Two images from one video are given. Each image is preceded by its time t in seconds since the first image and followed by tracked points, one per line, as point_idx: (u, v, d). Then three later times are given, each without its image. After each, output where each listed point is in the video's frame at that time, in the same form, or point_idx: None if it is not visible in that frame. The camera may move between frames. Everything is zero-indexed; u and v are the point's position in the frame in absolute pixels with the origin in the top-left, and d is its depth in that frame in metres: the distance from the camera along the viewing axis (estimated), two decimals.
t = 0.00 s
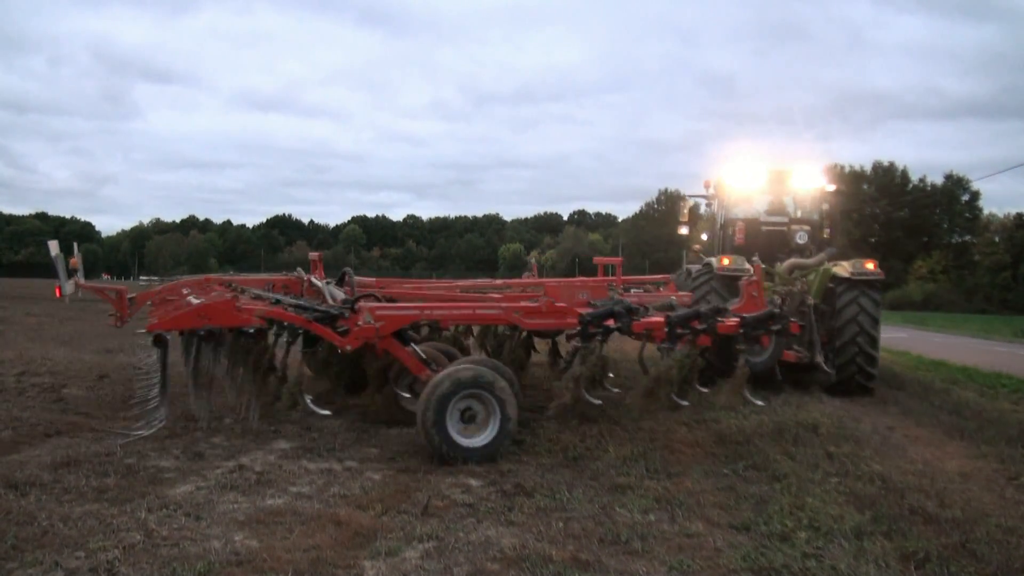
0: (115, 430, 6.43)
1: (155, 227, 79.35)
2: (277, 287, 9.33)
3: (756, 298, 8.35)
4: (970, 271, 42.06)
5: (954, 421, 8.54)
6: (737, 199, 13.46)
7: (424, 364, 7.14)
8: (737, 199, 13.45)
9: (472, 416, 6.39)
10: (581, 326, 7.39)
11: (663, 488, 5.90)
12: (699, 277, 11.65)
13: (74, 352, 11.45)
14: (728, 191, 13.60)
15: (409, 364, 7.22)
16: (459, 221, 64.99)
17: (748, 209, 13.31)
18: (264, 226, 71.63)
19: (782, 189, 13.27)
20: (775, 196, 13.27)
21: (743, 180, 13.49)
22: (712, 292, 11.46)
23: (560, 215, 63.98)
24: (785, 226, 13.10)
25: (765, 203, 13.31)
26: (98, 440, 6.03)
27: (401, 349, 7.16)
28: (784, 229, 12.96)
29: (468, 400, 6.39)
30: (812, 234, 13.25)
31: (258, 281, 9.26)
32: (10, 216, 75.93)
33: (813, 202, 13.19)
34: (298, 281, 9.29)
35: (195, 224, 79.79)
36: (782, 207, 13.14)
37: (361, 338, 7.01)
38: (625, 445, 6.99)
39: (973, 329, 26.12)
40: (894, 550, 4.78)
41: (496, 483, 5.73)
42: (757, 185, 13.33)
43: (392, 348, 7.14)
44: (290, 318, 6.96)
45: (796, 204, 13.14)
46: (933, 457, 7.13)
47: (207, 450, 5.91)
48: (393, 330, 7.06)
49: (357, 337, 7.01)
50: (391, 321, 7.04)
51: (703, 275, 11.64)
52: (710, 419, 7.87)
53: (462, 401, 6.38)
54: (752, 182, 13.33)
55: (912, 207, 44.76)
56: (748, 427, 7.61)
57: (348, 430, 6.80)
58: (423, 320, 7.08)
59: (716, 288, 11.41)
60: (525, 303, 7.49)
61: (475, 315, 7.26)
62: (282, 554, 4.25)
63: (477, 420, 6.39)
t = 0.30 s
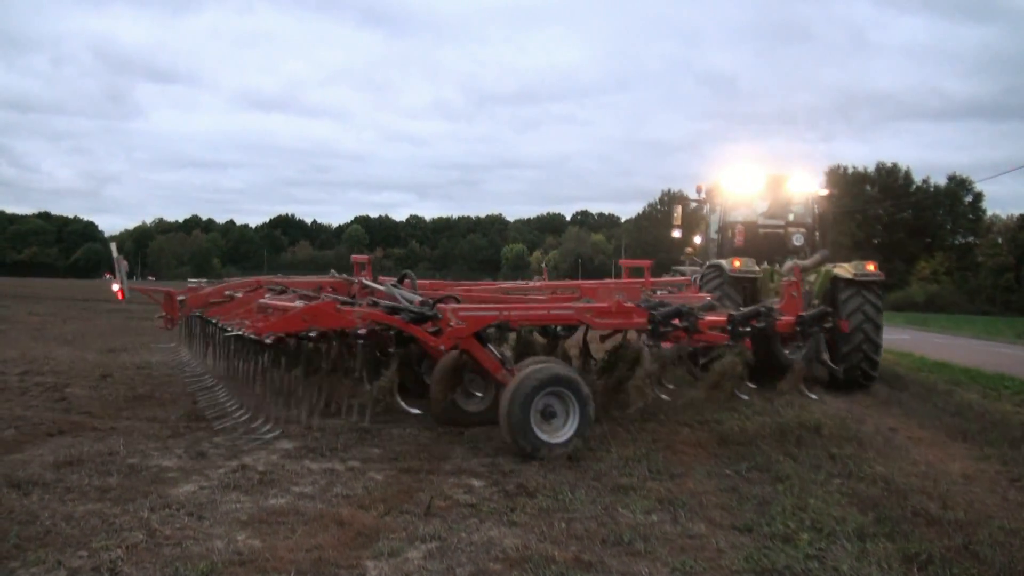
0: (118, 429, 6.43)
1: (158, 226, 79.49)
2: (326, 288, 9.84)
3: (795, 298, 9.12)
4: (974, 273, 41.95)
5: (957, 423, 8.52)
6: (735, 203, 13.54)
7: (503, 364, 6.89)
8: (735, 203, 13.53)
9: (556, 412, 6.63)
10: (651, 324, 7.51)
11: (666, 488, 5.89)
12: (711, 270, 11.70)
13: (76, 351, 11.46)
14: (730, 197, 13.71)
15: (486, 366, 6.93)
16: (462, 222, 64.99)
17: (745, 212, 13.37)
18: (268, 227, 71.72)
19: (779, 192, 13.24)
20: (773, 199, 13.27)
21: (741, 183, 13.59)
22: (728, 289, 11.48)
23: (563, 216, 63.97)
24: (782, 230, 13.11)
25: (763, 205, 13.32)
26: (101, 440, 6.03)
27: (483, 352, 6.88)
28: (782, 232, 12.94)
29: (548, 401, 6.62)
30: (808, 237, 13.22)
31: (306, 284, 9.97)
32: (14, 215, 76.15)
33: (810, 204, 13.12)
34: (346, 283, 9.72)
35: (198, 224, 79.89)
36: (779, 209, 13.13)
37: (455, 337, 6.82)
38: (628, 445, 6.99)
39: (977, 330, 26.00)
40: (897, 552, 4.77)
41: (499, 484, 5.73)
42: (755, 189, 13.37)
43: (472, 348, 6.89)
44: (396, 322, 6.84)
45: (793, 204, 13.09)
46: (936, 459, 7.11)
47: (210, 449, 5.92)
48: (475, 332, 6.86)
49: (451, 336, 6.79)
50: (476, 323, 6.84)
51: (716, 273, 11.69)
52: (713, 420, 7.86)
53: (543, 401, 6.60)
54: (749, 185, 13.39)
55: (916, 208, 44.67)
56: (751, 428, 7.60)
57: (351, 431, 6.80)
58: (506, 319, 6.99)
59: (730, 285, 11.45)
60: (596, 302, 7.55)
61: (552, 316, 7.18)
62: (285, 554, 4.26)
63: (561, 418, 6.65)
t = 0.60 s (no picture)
0: (125, 429, 6.44)
1: (165, 227, 79.75)
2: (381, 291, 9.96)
3: (835, 303, 9.79)
4: (981, 275, 41.69)
5: (965, 425, 8.48)
6: (734, 205, 13.48)
7: (583, 369, 6.92)
8: (734, 205, 13.48)
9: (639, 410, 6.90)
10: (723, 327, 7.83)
11: (673, 490, 5.88)
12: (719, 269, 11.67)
13: (82, 350, 11.48)
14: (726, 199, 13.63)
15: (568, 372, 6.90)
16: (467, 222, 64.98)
17: (745, 214, 13.34)
18: (274, 227, 71.85)
19: (778, 196, 13.27)
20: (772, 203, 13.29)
21: (740, 185, 13.56)
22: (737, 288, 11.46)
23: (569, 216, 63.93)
24: (779, 232, 13.25)
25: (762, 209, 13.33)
26: (108, 440, 6.04)
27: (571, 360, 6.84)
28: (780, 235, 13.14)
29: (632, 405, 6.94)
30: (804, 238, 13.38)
31: (363, 285, 9.90)
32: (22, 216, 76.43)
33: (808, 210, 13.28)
34: (401, 285, 9.94)
35: (205, 224, 80.07)
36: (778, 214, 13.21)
37: (552, 341, 6.74)
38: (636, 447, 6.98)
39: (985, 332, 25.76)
40: (904, 555, 4.74)
41: (505, 485, 5.72)
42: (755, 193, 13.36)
43: (558, 352, 6.81)
44: (499, 326, 6.61)
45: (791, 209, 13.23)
46: (943, 461, 7.08)
47: (217, 450, 5.92)
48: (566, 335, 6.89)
49: (550, 342, 6.74)
50: (564, 325, 6.90)
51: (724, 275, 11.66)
52: (719, 422, 7.86)
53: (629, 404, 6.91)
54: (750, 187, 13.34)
55: (922, 209, 44.44)
56: (757, 430, 7.58)
57: (360, 431, 6.81)
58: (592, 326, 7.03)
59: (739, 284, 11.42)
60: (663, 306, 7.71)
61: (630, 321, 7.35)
62: (292, 554, 4.26)
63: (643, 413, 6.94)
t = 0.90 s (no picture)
0: (131, 429, 6.45)
1: (171, 228, 79.98)
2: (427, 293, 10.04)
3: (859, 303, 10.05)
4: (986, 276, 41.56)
5: (970, 427, 8.45)
6: (733, 209, 13.54)
7: (643, 369, 7.06)
8: (732, 209, 13.54)
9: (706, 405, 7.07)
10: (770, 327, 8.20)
11: (679, 491, 5.87)
12: (722, 270, 11.77)
13: (87, 351, 11.50)
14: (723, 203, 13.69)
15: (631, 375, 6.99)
16: (472, 224, 65.02)
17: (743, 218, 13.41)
18: (279, 228, 71.98)
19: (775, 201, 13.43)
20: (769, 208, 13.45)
21: (738, 189, 13.63)
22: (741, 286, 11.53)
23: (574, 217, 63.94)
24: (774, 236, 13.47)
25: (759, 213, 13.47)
26: (114, 440, 6.06)
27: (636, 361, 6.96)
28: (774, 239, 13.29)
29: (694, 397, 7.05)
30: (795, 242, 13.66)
31: (408, 288, 9.95)
32: (29, 217, 76.74)
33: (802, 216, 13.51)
34: (445, 289, 10.03)
35: (210, 225, 80.25)
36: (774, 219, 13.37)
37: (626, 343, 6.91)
38: (640, 448, 6.97)
39: (991, 334, 25.68)
40: (909, 556, 4.73)
41: (510, 485, 5.72)
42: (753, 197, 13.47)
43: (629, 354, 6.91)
44: (580, 327, 6.73)
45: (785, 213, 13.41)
46: (948, 463, 7.05)
47: (222, 450, 5.93)
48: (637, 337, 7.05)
49: (624, 343, 6.90)
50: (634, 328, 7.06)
51: (727, 275, 11.81)
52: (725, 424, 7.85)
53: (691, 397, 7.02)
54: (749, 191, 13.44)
55: (928, 210, 44.35)
56: (763, 432, 7.56)
57: (365, 432, 6.81)
58: (652, 325, 7.42)
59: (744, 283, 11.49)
60: (714, 311, 8.18)
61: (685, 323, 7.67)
62: (297, 554, 4.26)
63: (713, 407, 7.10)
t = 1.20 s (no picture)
0: (137, 430, 6.47)
1: (177, 229, 80.23)
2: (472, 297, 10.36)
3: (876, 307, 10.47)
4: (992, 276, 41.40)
5: (977, 428, 8.41)
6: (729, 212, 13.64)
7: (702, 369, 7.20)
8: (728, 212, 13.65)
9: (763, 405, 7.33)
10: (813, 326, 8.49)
11: (685, 492, 5.86)
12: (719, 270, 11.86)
13: (92, 353, 11.53)
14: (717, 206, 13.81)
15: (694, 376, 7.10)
16: (477, 224, 65.04)
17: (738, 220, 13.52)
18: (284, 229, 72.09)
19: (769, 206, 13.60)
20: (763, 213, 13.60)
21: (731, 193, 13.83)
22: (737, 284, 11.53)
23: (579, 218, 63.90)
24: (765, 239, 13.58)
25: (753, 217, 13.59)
26: (120, 440, 6.08)
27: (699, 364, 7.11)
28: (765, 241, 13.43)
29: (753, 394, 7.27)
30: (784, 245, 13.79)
31: (456, 291, 10.35)
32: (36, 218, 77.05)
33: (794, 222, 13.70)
34: (490, 292, 10.48)
35: (216, 226, 80.39)
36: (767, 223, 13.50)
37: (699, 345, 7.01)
38: (646, 449, 6.95)
39: (999, 335, 25.56)
40: (916, 557, 4.71)
41: (517, 486, 5.71)
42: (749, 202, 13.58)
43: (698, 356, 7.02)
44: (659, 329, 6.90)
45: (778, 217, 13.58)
46: (954, 464, 7.02)
47: (228, 450, 5.95)
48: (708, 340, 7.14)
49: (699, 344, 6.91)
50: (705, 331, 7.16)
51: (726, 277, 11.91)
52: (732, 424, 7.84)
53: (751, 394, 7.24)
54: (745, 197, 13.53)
55: (934, 211, 44.21)
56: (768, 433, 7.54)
57: (370, 433, 6.81)
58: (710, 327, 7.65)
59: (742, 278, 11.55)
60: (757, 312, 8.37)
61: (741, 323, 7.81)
62: (302, 555, 4.26)
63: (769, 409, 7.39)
